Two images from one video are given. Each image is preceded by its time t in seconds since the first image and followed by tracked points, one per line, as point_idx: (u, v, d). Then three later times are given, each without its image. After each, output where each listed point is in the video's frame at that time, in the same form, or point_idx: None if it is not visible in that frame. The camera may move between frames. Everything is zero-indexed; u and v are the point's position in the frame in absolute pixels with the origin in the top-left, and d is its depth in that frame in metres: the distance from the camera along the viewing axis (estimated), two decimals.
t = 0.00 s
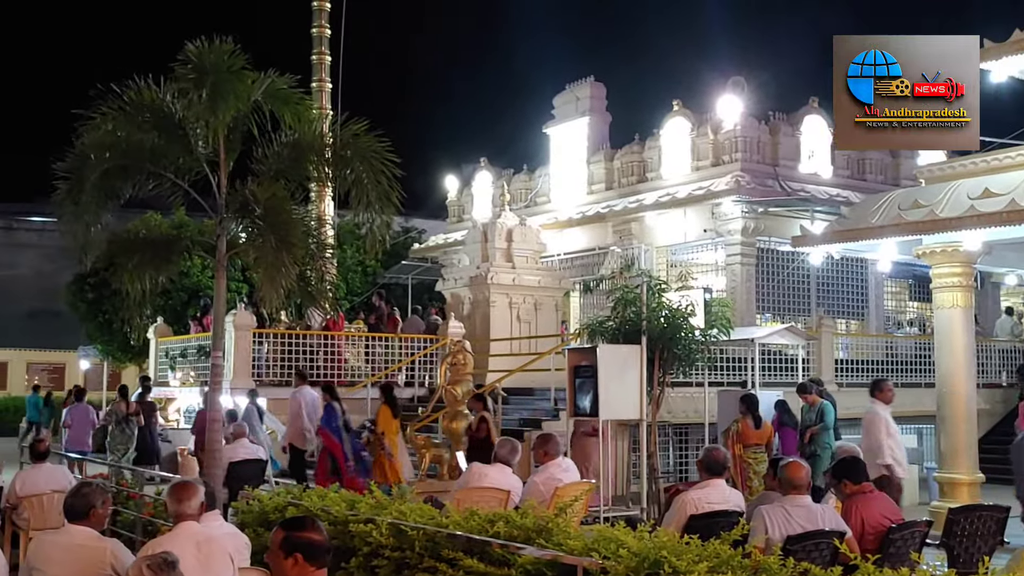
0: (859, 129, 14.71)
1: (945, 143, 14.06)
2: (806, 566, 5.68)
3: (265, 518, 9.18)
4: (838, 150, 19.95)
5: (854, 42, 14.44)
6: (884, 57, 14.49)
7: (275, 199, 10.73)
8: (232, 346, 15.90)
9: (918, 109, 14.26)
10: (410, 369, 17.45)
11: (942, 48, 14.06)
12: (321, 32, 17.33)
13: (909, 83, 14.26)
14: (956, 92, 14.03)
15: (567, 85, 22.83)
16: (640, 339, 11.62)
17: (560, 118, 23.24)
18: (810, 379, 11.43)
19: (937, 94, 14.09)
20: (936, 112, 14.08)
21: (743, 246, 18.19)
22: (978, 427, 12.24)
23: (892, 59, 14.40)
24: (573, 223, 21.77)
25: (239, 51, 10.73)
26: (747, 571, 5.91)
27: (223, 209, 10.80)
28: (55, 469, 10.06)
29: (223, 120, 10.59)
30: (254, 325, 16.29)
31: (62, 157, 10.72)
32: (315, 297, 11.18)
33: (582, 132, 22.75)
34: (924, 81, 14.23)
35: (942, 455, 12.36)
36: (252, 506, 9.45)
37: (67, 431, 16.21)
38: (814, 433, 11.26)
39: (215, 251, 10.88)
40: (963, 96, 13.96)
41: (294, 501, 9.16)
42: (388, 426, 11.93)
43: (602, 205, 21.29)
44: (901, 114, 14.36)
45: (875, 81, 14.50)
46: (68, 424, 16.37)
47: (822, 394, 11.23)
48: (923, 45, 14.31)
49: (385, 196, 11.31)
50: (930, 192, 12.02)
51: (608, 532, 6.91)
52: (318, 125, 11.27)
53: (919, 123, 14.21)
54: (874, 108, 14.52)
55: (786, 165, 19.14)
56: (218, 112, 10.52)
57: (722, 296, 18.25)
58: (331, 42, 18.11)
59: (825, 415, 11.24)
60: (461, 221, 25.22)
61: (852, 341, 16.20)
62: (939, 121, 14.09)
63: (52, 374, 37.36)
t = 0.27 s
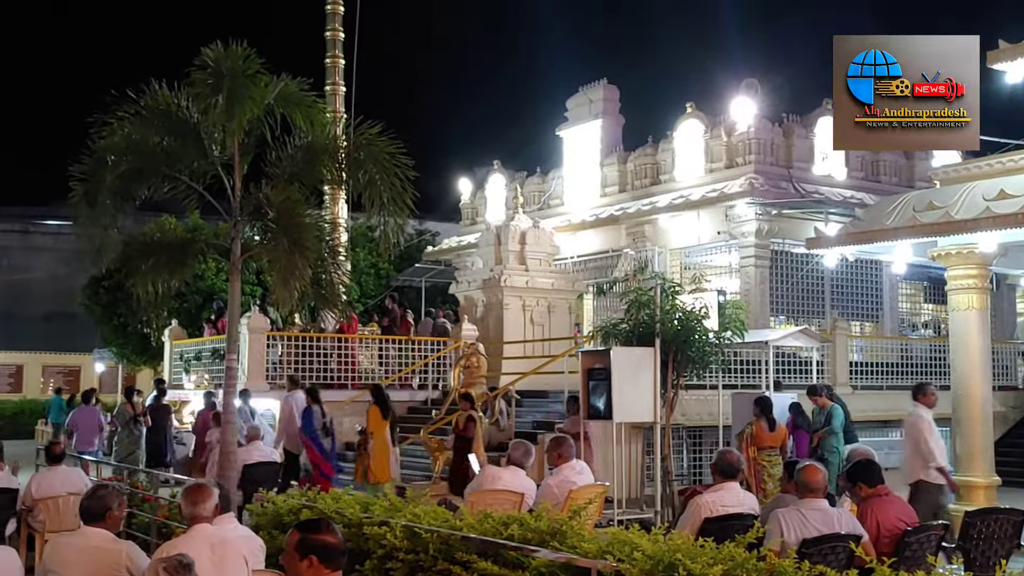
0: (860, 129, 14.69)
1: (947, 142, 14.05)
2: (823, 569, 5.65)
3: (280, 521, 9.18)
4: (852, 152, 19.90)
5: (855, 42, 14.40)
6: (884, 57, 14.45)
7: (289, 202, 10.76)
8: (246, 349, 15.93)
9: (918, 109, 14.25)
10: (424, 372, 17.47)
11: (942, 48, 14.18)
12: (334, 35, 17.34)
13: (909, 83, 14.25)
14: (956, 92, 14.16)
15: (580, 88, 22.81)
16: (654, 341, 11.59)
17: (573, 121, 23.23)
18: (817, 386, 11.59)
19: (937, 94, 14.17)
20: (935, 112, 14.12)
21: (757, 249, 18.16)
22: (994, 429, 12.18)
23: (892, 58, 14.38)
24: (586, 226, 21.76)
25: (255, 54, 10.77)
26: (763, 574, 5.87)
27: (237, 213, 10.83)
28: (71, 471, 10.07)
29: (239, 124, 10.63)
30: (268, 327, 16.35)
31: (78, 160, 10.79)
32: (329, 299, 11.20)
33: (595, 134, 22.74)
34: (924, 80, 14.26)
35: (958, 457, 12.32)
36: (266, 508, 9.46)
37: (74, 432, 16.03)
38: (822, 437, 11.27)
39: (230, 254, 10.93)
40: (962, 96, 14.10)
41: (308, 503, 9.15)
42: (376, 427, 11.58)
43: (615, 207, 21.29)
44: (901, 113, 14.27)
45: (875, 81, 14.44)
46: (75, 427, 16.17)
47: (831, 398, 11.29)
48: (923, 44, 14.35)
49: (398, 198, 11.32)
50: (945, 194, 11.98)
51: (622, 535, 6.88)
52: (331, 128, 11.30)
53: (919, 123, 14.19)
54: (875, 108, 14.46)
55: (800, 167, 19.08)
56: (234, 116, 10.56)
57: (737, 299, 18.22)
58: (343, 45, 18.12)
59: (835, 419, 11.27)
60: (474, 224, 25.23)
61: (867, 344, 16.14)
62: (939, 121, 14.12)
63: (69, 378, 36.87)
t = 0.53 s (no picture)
0: (860, 129, 14.79)
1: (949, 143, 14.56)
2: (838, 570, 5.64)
3: (295, 522, 9.21)
4: (866, 153, 19.85)
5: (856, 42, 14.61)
6: (884, 57, 14.69)
7: (304, 204, 10.80)
8: (261, 351, 15.99)
9: (918, 108, 14.64)
10: (438, 373, 17.50)
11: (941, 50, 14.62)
12: (348, 38, 17.37)
13: (909, 83, 14.60)
14: (955, 92, 14.64)
15: (593, 89, 22.81)
16: (668, 343, 11.59)
17: (586, 122, 23.25)
18: (831, 383, 11.65)
19: (937, 94, 14.60)
20: (935, 113, 14.56)
21: (771, 250, 18.15)
22: (1010, 430, 12.15)
23: (892, 59, 14.64)
24: (599, 227, 21.77)
25: (269, 57, 10.83)
26: None
27: (252, 215, 10.87)
28: (87, 472, 10.11)
29: (254, 126, 10.70)
30: (283, 329, 16.42)
31: (93, 162, 10.85)
32: (343, 301, 11.23)
33: (608, 135, 22.74)
34: (923, 81, 14.69)
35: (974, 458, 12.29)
36: (281, 509, 9.48)
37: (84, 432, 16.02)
38: (829, 437, 11.41)
39: (245, 256, 10.97)
40: (961, 96, 14.59)
41: (323, 504, 9.18)
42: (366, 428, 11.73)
43: (629, 208, 21.28)
44: (901, 114, 14.58)
45: (875, 81, 14.66)
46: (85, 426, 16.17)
47: (839, 397, 11.39)
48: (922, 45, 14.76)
49: (412, 200, 11.34)
50: (960, 194, 11.94)
51: (637, 536, 6.88)
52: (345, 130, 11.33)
53: (919, 123, 14.61)
54: (875, 108, 14.64)
55: (813, 168, 19.04)
56: (248, 118, 10.63)
57: (751, 300, 18.21)
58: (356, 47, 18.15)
59: (842, 418, 11.39)
60: (488, 226, 25.26)
61: (881, 344, 16.10)
62: (939, 121, 14.57)
63: (84, 379, 37.49)
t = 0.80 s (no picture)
0: (861, 126, 15.95)
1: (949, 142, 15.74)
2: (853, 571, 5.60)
3: (307, 522, 9.20)
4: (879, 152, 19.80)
5: (857, 44, 15.86)
6: (884, 58, 15.88)
7: (316, 205, 10.83)
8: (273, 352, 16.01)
9: (918, 109, 15.68)
10: (450, 374, 17.50)
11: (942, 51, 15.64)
12: (359, 38, 17.39)
13: (909, 84, 15.61)
14: (955, 92, 15.61)
15: (605, 89, 22.80)
16: (681, 343, 11.56)
17: (598, 122, 23.24)
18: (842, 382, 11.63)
19: (938, 94, 15.58)
20: (935, 112, 15.58)
21: (783, 250, 18.13)
22: None
23: (892, 60, 15.82)
24: (611, 227, 21.74)
25: (280, 58, 10.84)
26: None
27: (264, 216, 10.90)
28: (100, 472, 10.14)
29: (263, 127, 10.66)
30: (296, 330, 16.44)
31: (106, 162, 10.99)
32: (355, 302, 11.23)
33: (620, 135, 22.72)
34: (924, 81, 15.69)
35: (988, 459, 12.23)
36: (294, 510, 9.47)
37: (91, 431, 16.13)
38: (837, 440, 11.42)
39: (257, 257, 11.00)
40: (962, 96, 15.54)
41: (335, 505, 9.16)
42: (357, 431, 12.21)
43: (641, 208, 21.25)
44: (902, 112, 15.65)
45: (876, 81, 15.82)
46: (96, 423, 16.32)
47: (848, 398, 11.38)
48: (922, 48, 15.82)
49: (424, 201, 11.35)
50: (974, 193, 11.88)
51: (651, 537, 6.84)
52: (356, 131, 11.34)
53: (919, 122, 15.64)
54: (875, 109, 15.79)
55: (826, 167, 18.99)
56: (257, 120, 10.58)
57: (763, 300, 18.17)
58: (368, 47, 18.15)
59: (851, 420, 11.39)
60: (499, 226, 25.25)
61: (894, 344, 16.03)
62: (940, 121, 15.63)
63: (97, 380, 37.01)
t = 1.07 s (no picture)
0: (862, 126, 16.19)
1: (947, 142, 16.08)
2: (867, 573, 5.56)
3: (320, 524, 9.18)
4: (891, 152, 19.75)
5: (856, 44, 16.09)
6: (884, 57, 16.14)
7: (328, 206, 10.87)
8: (285, 353, 16.02)
9: (919, 109, 15.95)
10: (462, 375, 17.50)
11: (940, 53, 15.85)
12: (370, 39, 17.39)
13: (909, 83, 15.88)
14: (955, 92, 15.83)
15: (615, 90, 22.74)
16: (692, 344, 11.55)
17: (609, 123, 23.22)
18: (847, 382, 11.54)
19: (938, 94, 15.84)
20: (935, 112, 15.85)
21: (795, 250, 18.11)
22: None
23: (892, 59, 16.06)
24: (622, 228, 21.71)
25: (291, 59, 10.85)
26: None
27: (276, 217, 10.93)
28: (113, 474, 10.17)
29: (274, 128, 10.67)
30: (307, 331, 16.47)
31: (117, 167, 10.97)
32: (366, 303, 11.26)
33: (631, 136, 22.70)
34: (924, 81, 15.92)
35: (1002, 460, 12.19)
36: (305, 511, 9.46)
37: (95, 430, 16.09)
38: (843, 441, 11.36)
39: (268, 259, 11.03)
40: (961, 96, 15.80)
41: (347, 506, 9.15)
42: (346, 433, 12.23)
43: (652, 209, 21.23)
44: (902, 112, 15.90)
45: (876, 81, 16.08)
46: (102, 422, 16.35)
47: (852, 398, 11.30)
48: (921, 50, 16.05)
49: (435, 202, 11.35)
50: (987, 193, 11.83)
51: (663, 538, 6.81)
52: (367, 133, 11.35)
53: (919, 122, 15.91)
54: (875, 109, 16.03)
55: (837, 168, 18.95)
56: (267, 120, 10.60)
57: (775, 300, 18.14)
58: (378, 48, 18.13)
59: (855, 421, 11.32)
60: (510, 227, 25.23)
61: (907, 345, 15.97)
62: (940, 121, 15.89)
63: (109, 381, 37.18)
